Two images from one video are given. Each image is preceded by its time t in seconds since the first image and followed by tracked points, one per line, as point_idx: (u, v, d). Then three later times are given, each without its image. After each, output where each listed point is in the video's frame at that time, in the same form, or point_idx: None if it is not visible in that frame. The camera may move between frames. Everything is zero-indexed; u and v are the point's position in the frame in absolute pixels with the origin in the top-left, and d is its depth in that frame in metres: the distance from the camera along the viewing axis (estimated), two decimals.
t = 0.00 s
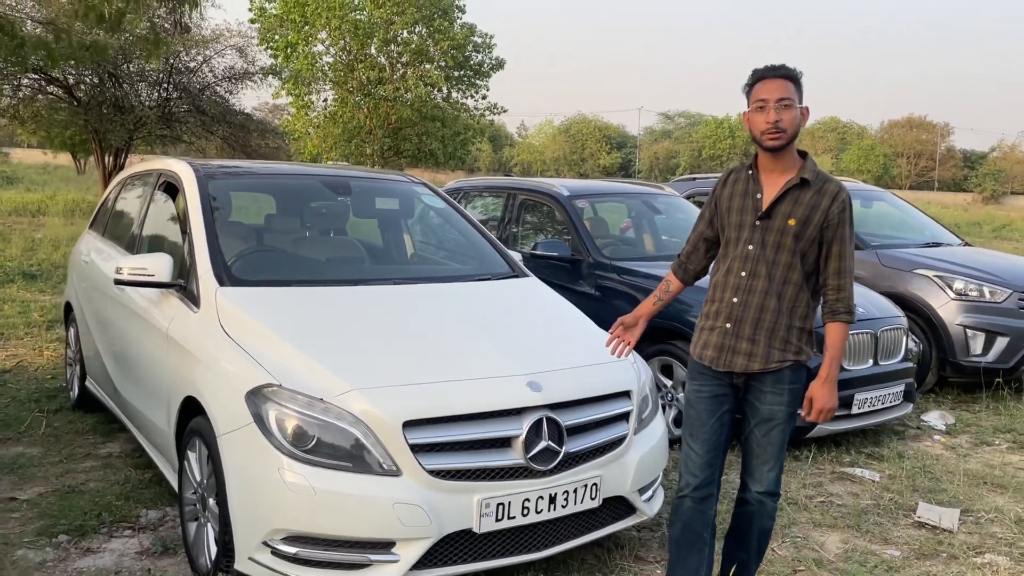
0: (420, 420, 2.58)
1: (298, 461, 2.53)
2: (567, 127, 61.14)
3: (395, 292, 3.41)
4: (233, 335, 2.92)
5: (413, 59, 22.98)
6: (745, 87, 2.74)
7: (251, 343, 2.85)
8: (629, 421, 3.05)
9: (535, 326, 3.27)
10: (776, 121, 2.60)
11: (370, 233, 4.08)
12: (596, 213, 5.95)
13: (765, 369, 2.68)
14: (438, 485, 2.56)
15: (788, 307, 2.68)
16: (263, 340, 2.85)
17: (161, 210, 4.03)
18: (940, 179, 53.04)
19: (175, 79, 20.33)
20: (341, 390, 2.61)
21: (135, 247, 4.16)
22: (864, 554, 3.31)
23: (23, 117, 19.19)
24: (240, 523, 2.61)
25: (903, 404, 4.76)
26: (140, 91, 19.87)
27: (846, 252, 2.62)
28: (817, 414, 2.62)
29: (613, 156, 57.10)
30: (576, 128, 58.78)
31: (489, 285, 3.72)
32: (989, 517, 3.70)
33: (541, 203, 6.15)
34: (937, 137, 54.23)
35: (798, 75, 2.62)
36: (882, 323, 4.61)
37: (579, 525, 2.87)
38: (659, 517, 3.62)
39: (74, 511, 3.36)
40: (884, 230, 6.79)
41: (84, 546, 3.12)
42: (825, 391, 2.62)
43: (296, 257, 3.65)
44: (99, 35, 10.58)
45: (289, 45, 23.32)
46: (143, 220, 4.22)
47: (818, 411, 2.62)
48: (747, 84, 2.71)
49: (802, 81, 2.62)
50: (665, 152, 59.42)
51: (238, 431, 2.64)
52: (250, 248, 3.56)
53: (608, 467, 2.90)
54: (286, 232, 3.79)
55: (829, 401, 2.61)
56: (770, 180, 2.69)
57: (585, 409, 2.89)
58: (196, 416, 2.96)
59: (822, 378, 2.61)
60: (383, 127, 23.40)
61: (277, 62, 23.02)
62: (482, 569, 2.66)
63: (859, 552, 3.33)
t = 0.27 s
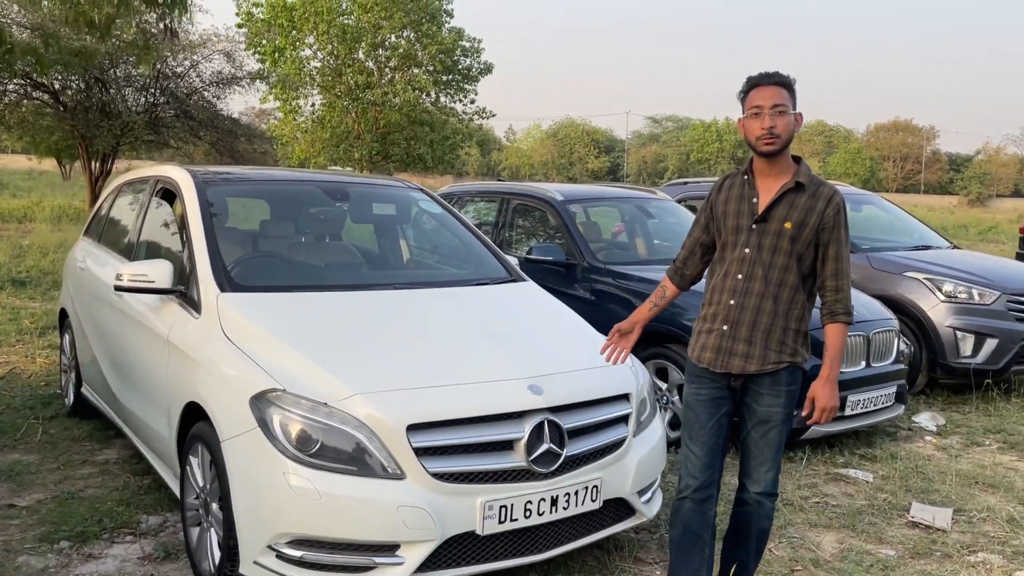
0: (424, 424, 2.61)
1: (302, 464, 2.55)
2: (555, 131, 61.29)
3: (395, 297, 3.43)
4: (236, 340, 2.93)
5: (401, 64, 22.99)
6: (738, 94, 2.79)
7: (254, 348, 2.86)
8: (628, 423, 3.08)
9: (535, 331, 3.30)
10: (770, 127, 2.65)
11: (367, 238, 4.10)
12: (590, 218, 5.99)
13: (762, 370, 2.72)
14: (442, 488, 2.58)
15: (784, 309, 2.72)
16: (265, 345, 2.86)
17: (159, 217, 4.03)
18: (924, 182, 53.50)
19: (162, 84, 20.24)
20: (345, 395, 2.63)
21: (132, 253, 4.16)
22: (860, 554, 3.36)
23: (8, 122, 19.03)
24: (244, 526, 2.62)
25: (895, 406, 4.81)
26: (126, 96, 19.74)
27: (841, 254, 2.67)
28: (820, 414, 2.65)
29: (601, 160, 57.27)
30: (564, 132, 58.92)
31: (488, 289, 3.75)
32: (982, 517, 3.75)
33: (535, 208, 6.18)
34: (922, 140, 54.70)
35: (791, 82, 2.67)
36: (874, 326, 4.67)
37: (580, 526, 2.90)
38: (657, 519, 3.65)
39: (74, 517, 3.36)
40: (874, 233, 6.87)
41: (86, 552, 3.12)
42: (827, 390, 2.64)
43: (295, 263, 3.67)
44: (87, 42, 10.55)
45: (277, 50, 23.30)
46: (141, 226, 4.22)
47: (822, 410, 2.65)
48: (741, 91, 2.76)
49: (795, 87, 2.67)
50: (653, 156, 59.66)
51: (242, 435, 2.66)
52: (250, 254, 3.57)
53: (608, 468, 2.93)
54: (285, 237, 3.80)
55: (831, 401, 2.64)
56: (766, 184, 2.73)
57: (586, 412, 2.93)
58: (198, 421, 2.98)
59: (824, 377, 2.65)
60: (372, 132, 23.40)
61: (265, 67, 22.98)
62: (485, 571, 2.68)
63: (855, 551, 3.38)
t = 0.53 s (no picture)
0: (420, 428, 2.62)
1: (299, 469, 2.56)
2: (541, 136, 61.42)
3: (389, 303, 3.44)
4: (232, 346, 2.94)
5: (388, 69, 22.99)
6: (721, 103, 2.81)
7: (250, 354, 2.87)
8: (622, 426, 3.11)
9: (529, 335, 3.32)
10: (759, 136, 2.69)
11: (360, 244, 4.11)
12: (580, 223, 6.02)
13: (755, 373, 2.75)
14: (439, 492, 2.59)
15: (776, 311, 2.76)
16: (261, 350, 2.87)
17: (151, 222, 4.03)
18: (908, 186, 54.00)
19: (148, 90, 20.11)
20: (342, 400, 2.64)
21: (124, 259, 4.15)
22: (851, 554, 3.40)
23: None
24: (242, 532, 2.63)
25: (883, 408, 4.87)
26: (112, 102, 19.56)
27: (831, 257, 2.71)
28: (812, 415, 2.68)
29: (588, 165, 57.42)
30: (551, 137, 59.04)
31: (482, 294, 3.77)
32: (971, 517, 3.80)
33: (525, 213, 6.21)
34: (905, 145, 55.22)
35: (772, 88, 2.71)
36: (862, 329, 4.73)
37: (576, 529, 2.92)
38: (650, 522, 3.68)
39: (68, 525, 3.34)
40: (861, 237, 6.94)
41: (81, 559, 3.11)
42: (818, 393, 2.68)
43: (288, 268, 3.67)
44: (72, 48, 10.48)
45: (263, 55, 23.23)
46: (132, 232, 4.21)
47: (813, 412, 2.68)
48: (723, 100, 2.78)
49: (777, 93, 2.71)
50: (639, 161, 59.91)
51: (239, 441, 2.66)
52: (244, 260, 3.57)
53: (603, 471, 2.95)
54: (278, 243, 3.81)
55: (822, 401, 2.68)
56: (756, 190, 2.77)
57: (582, 415, 2.95)
58: (194, 427, 2.98)
59: (815, 378, 2.69)
60: (359, 137, 23.38)
61: (252, 72, 22.90)
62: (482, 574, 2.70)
63: (847, 552, 3.42)
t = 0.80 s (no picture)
0: (411, 435, 2.63)
1: (290, 476, 2.56)
2: (525, 142, 61.54)
3: (378, 309, 3.45)
4: (221, 354, 2.93)
5: (372, 75, 22.98)
6: (692, 118, 2.85)
7: (240, 362, 2.87)
8: (611, 431, 3.13)
9: (518, 341, 3.34)
10: (732, 147, 2.72)
11: (348, 251, 4.11)
12: (566, 229, 6.05)
13: (750, 378, 2.79)
14: (430, 498, 2.60)
15: (766, 316, 2.79)
16: (251, 358, 2.87)
17: (137, 230, 4.01)
18: (888, 191, 54.57)
19: (131, 96, 19.94)
20: (333, 407, 2.65)
21: (110, 267, 4.13)
22: (837, 556, 3.44)
23: None
24: (232, 540, 2.62)
25: (867, 411, 4.93)
26: (94, 108, 19.35)
27: (815, 258, 2.75)
28: (800, 413, 2.71)
29: (572, 171, 57.56)
30: (535, 143, 59.19)
31: (470, 300, 3.79)
32: (954, 518, 3.86)
33: (511, 219, 6.24)
34: (885, 151, 55.82)
35: (738, 99, 2.74)
36: (846, 333, 4.79)
37: (565, 534, 2.94)
38: (638, 526, 3.71)
39: (55, 534, 3.32)
40: (843, 242, 7.02)
41: (68, 569, 3.09)
42: (805, 391, 2.71)
43: (276, 276, 3.67)
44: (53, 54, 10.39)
45: (246, 61, 23.14)
46: (118, 240, 4.19)
47: (800, 409, 2.72)
48: (694, 115, 2.82)
49: (745, 102, 2.74)
50: (623, 166, 60.15)
51: (229, 449, 2.66)
52: (232, 268, 3.57)
53: (592, 476, 2.98)
54: (266, 251, 3.80)
55: (810, 400, 2.71)
56: (736, 198, 2.80)
57: (572, 421, 2.97)
58: (183, 434, 2.98)
59: (802, 377, 2.73)
60: (343, 143, 23.33)
61: (235, 78, 22.79)
62: None
63: (832, 554, 3.46)
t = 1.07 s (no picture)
0: (395, 444, 2.62)
1: (273, 487, 2.55)
2: (509, 148, 61.61)
3: (363, 318, 3.44)
4: (204, 364, 2.91)
5: (355, 81, 22.93)
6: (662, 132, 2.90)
7: (222, 372, 2.85)
8: (596, 439, 3.14)
9: (502, 349, 3.35)
10: (698, 162, 2.76)
11: (332, 259, 4.10)
12: (549, 236, 6.06)
13: (739, 386, 2.80)
14: (415, 508, 2.59)
15: (750, 323, 2.81)
16: (234, 368, 2.85)
17: (119, 239, 3.98)
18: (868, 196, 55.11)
19: (111, 102, 19.75)
20: (316, 417, 2.63)
21: (90, 276, 4.09)
22: (820, 562, 3.46)
23: None
24: (215, 551, 2.61)
25: (848, 416, 4.97)
26: (74, 114, 19.13)
27: (792, 261, 2.77)
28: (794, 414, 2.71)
29: (555, 176, 57.67)
30: (518, 149, 59.27)
31: (454, 308, 3.78)
32: (935, 523, 3.90)
33: (495, 226, 6.24)
34: (865, 156, 56.40)
35: (705, 113, 2.79)
36: (828, 338, 4.83)
37: (550, 542, 2.94)
38: (623, 533, 3.72)
39: (34, 547, 3.28)
40: (824, 248, 7.09)
41: None
42: (798, 392, 2.72)
43: (259, 284, 3.65)
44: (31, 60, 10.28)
45: (228, 67, 23.02)
46: (98, 248, 4.15)
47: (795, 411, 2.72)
48: (663, 130, 2.87)
49: (711, 117, 2.79)
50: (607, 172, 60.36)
51: (211, 460, 2.64)
52: (215, 277, 3.54)
53: (577, 484, 2.98)
54: (249, 260, 3.78)
55: (803, 400, 2.72)
56: (710, 210, 2.83)
57: (556, 429, 2.98)
58: (165, 445, 2.95)
59: (793, 379, 2.72)
60: (327, 150, 23.26)
61: (217, 84, 22.65)
62: None
63: (815, 559, 3.48)
